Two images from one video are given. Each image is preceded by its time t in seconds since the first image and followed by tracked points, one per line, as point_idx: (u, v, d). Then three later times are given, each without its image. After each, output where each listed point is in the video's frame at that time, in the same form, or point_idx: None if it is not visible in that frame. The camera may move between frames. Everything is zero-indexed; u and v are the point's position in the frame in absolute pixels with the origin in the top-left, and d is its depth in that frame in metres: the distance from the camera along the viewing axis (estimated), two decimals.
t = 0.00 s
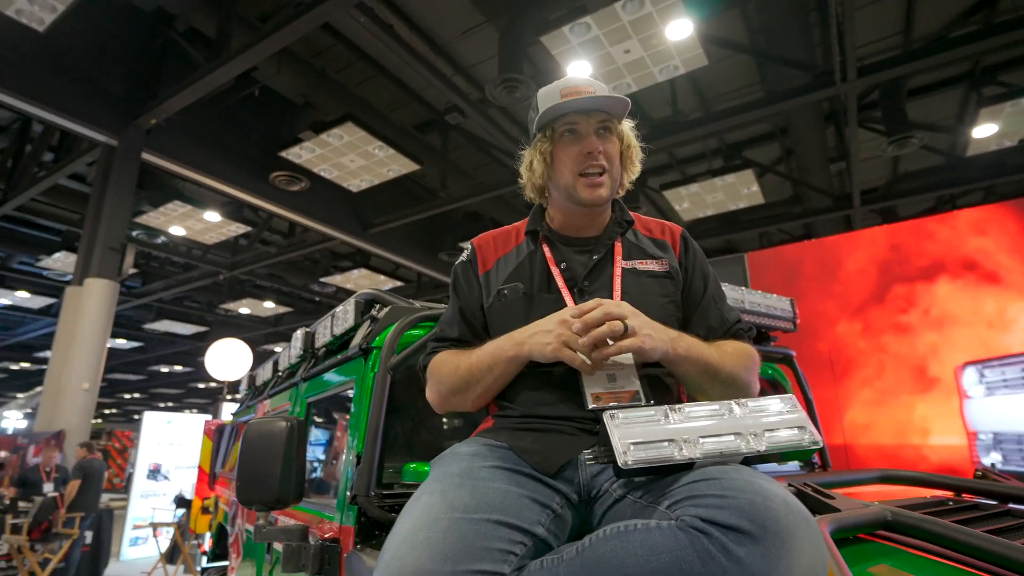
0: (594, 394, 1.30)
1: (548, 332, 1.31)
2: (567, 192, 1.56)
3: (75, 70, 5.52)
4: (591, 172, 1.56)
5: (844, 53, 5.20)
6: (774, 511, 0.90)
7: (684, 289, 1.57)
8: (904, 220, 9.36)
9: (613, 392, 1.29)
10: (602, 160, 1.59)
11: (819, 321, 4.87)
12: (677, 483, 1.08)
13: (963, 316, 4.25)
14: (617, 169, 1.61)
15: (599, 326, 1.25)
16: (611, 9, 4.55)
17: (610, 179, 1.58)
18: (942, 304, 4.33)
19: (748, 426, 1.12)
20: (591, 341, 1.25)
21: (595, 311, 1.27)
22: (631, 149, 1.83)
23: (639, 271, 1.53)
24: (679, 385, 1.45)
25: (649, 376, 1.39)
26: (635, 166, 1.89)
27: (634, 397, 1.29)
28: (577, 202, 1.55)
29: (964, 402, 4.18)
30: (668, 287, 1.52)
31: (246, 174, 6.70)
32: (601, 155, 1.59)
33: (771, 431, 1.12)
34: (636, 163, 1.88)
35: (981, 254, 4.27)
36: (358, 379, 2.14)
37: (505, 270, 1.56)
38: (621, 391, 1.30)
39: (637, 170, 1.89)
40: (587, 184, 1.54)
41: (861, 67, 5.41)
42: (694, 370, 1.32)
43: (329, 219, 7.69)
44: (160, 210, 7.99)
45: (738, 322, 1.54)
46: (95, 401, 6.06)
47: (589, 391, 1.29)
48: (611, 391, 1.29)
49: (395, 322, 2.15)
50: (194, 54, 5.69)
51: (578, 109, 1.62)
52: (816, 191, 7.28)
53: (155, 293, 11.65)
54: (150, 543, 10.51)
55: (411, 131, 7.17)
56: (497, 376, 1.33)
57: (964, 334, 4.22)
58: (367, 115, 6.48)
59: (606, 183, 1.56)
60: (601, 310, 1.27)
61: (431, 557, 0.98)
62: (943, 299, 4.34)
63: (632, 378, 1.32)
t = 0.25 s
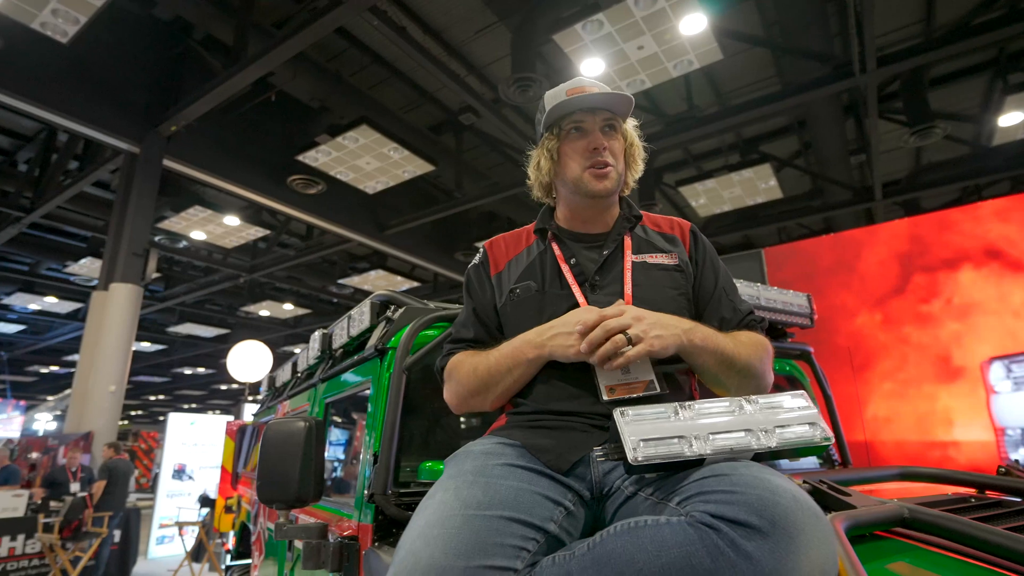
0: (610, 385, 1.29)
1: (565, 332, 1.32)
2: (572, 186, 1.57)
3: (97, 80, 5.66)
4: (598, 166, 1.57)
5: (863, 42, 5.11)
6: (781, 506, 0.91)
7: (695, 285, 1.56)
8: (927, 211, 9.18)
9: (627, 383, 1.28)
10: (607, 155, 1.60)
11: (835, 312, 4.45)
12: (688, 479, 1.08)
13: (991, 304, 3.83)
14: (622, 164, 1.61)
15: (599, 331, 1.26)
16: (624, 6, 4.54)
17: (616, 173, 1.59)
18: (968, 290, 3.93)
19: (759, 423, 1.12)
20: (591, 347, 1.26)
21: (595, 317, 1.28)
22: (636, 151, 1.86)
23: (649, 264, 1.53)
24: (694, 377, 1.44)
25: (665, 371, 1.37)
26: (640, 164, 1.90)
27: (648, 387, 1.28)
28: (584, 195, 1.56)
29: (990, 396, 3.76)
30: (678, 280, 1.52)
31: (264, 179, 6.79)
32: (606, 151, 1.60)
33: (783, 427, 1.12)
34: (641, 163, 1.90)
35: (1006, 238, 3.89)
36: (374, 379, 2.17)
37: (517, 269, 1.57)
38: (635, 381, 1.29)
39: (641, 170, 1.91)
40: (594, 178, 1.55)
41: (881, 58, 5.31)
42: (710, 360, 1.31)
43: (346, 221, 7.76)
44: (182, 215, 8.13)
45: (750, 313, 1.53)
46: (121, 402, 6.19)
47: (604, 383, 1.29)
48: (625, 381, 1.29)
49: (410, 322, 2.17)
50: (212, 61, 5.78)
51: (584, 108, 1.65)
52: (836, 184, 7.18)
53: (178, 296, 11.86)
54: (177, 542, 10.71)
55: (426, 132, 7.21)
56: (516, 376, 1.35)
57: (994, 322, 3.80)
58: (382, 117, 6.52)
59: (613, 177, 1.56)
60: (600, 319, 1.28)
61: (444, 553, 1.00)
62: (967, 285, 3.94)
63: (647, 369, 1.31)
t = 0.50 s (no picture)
0: (607, 380, 1.32)
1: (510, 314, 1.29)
2: (573, 183, 1.58)
3: (108, 83, 5.73)
4: (597, 162, 1.58)
5: (873, 35, 5.07)
6: (777, 500, 0.92)
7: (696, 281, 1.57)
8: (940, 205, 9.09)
9: (624, 378, 1.31)
10: (608, 151, 1.61)
11: (843, 306, 3.86)
12: (685, 475, 1.10)
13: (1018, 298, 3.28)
14: (622, 161, 1.62)
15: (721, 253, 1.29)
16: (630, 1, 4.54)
17: (616, 167, 1.59)
18: (986, 270, 3.39)
19: (757, 419, 1.13)
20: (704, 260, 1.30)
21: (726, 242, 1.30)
22: (636, 152, 1.87)
23: (649, 262, 1.54)
24: (694, 372, 1.47)
25: (665, 368, 1.39)
26: (640, 164, 1.91)
27: (646, 382, 1.31)
28: (584, 192, 1.56)
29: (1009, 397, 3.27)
30: (679, 277, 1.53)
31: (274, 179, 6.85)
32: (606, 147, 1.61)
33: (781, 423, 1.13)
34: (641, 162, 1.91)
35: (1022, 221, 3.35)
36: (381, 377, 2.19)
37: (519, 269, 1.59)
38: (632, 377, 1.31)
39: (642, 169, 1.92)
40: (593, 173, 1.56)
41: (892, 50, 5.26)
42: (742, 345, 1.37)
43: (355, 219, 7.80)
44: (193, 216, 8.22)
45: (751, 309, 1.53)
46: (135, 401, 6.27)
47: (601, 379, 1.31)
48: (622, 377, 1.31)
49: (416, 321, 2.20)
50: (221, 62, 5.83)
51: (584, 106, 1.67)
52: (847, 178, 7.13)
53: (190, 296, 11.99)
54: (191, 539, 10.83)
55: (434, 131, 7.23)
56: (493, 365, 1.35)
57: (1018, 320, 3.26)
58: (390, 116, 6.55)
59: (612, 172, 1.57)
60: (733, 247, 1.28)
61: (446, 547, 1.02)
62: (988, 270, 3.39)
63: (644, 365, 1.33)
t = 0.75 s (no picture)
0: (600, 381, 1.33)
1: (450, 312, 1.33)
2: (567, 184, 1.60)
3: (109, 84, 5.76)
4: (590, 164, 1.59)
5: (874, 32, 5.08)
6: (763, 497, 0.94)
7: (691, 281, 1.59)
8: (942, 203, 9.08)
9: (617, 379, 1.32)
10: (601, 154, 1.62)
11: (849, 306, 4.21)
12: (675, 473, 1.11)
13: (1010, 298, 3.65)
14: (616, 164, 1.63)
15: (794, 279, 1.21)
16: None
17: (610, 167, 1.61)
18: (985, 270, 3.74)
19: (746, 417, 1.15)
20: (781, 272, 1.23)
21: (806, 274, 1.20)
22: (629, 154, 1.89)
23: (642, 264, 1.56)
24: (688, 371, 1.49)
25: (658, 368, 1.40)
26: (634, 166, 1.93)
27: (638, 383, 1.32)
28: (578, 193, 1.58)
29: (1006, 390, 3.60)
30: (672, 279, 1.55)
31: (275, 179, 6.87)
32: (599, 150, 1.62)
33: (770, 422, 1.15)
34: (633, 165, 1.93)
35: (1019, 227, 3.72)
36: (379, 376, 2.22)
37: (513, 270, 1.61)
38: (625, 377, 1.33)
39: (636, 169, 1.93)
40: (586, 174, 1.57)
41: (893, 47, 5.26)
42: (758, 349, 1.38)
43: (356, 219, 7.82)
44: (194, 216, 8.24)
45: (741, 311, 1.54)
46: (138, 401, 6.29)
47: (594, 379, 1.32)
48: (615, 377, 1.32)
49: (414, 321, 2.22)
50: (222, 63, 5.85)
51: (577, 108, 1.68)
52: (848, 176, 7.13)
53: (191, 296, 12.02)
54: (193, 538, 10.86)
55: (434, 130, 7.24)
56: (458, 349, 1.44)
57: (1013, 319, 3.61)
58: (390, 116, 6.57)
59: (606, 174, 1.58)
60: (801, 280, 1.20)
61: (439, 543, 1.04)
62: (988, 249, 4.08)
63: (636, 366, 1.35)
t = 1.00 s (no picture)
0: (595, 380, 1.34)
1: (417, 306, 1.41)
2: (554, 190, 1.62)
3: (109, 85, 5.77)
4: (574, 171, 1.58)
5: (873, 25, 5.07)
6: (752, 490, 0.96)
7: (687, 280, 1.61)
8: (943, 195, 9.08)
9: (611, 378, 1.34)
10: (585, 163, 1.60)
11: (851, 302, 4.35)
12: (667, 467, 1.13)
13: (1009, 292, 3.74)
14: (602, 171, 1.61)
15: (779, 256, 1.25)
16: None
17: (596, 174, 1.59)
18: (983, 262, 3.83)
19: (738, 412, 1.17)
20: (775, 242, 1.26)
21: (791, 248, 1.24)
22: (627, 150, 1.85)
23: (637, 263, 1.57)
24: (683, 368, 1.51)
25: (652, 366, 1.42)
26: (632, 163, 1.92)
27: (632, 382, 1.34)
28: (565, 201, 1.60)
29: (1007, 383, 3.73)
30: (666, 278, 1.56)
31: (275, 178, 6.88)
32: (585, 157, 1.61)
33: (761, 416, 1.17)
34: (632, 160, 1.90)
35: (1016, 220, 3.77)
36: (379, 375, 2.23)
37: (508, 269, 1.63)
38: (620, 376, 1.34)
39: (634, 167, 1.93)
40: (570, 181, 1.57)
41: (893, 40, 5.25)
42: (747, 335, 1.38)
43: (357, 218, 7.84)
44: (195, 216, 8.26)
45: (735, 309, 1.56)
46: (141, 401, 6.32)
47: (589, 379, 1.34)
48: (609, 377, 1.34)
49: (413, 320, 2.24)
50: (221, 63, 5.86)
51: (564, 113, 1.66)
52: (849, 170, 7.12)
53: (193, 296, 12.05)
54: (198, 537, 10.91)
55: (434, 128, 7.26)
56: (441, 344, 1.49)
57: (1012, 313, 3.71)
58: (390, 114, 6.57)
59: (590, 182, 1.58)
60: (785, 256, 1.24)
61: (436, 539, 1.06)
62: (992, 238, 3.86)
63: (631, 365, 1.36)
